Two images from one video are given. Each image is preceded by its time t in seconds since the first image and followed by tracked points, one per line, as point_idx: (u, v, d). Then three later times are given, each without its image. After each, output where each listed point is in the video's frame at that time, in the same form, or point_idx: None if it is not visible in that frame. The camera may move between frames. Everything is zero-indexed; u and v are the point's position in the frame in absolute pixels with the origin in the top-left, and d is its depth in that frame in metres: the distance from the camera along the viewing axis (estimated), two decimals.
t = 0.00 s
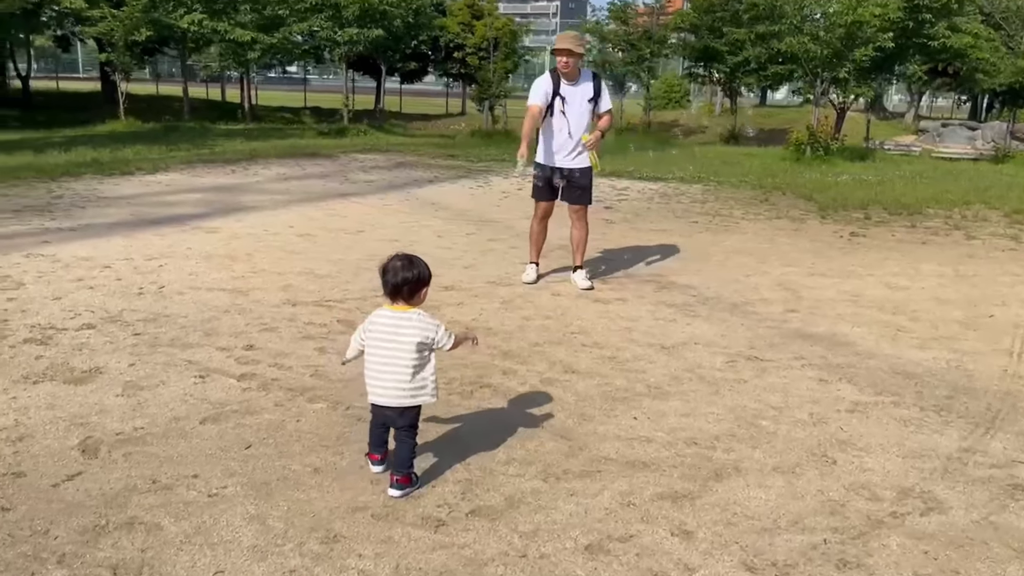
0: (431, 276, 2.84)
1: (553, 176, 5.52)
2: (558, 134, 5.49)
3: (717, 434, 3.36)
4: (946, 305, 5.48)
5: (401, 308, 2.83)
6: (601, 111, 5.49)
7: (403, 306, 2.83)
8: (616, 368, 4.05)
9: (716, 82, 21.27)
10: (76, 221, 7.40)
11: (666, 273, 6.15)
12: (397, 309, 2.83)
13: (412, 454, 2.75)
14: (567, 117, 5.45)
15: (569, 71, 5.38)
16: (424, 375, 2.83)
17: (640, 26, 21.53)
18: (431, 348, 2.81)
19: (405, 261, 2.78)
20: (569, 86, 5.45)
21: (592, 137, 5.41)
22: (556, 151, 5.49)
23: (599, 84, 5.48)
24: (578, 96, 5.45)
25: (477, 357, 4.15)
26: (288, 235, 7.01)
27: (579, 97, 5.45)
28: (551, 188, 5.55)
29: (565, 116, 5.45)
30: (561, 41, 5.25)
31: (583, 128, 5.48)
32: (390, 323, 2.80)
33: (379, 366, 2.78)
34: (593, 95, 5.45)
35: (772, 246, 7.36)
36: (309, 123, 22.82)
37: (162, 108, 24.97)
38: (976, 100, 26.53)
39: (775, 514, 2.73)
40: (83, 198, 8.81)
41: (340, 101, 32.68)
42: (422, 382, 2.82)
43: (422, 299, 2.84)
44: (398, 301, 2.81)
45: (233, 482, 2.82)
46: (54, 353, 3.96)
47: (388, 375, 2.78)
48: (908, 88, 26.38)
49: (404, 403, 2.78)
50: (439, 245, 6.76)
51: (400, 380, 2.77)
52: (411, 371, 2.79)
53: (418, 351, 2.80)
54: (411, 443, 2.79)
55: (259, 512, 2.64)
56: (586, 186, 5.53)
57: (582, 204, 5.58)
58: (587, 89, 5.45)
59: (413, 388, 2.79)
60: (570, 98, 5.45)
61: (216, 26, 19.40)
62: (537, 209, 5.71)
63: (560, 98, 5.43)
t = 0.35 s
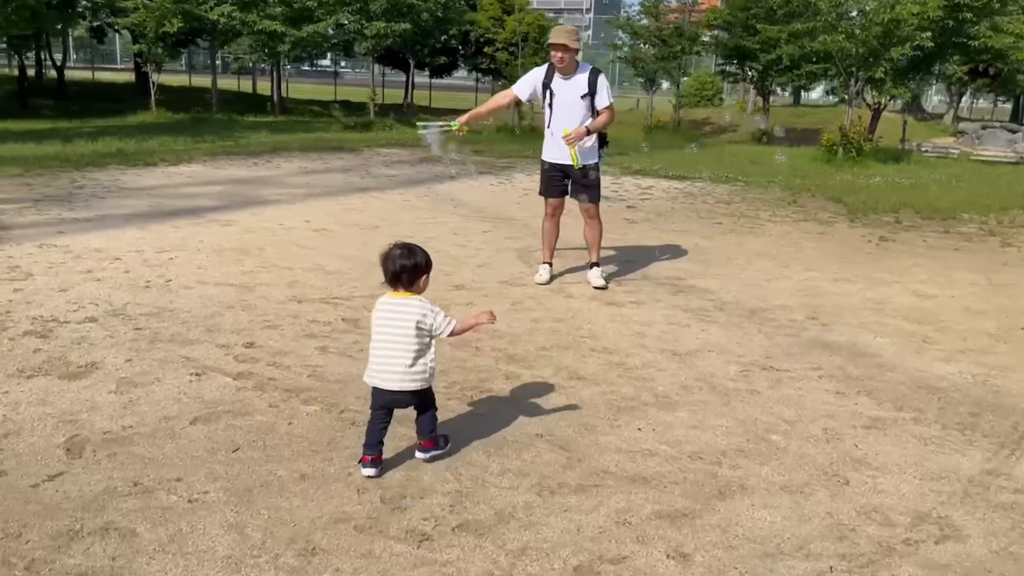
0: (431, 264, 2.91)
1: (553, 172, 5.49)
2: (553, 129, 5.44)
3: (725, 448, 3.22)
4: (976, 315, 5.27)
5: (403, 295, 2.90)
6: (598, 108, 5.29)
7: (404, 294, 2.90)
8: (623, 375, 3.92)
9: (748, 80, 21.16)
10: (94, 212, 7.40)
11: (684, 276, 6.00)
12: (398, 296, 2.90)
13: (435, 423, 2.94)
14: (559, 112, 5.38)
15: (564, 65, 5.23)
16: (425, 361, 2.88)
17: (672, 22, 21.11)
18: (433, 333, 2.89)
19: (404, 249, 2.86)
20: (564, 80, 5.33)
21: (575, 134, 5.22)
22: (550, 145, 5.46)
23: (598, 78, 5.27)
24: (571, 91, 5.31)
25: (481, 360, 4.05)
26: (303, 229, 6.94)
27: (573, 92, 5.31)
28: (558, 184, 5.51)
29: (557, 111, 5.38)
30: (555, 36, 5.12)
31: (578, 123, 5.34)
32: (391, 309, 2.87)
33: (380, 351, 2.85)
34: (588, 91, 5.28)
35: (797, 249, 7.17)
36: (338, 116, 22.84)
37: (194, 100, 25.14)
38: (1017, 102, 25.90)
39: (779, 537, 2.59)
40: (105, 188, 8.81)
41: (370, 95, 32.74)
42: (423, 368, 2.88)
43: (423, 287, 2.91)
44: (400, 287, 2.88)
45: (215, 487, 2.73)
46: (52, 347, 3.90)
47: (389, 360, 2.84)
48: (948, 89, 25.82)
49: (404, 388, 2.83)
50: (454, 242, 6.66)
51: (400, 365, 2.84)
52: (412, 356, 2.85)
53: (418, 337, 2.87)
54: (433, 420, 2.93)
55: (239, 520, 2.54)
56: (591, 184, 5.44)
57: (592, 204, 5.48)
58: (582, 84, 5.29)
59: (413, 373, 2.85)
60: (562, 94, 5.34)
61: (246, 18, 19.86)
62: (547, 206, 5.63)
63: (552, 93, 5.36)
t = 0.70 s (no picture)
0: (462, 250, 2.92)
1: (572, 169, 5.32)
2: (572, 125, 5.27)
3: (735, 458, 3.07)
4: (1004, 321, 5.07)
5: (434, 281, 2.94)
6: (620, 103, 5.12)
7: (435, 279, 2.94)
8: (634, 381, 3.78)
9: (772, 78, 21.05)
10: (106, 204, 7.34)
11: (700, 277, 5.84)
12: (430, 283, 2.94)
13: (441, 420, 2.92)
14: (579, 107, 5.22)
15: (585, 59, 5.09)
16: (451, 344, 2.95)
17: (695, 18, 20.66)
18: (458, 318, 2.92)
19: (433, 237, 2.89)
20: (585, 75, 5.18)
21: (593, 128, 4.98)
22: (570, 142, 5.30)
23: (619, 72, 5.12)
24: (592, 87, 5.16)
25: (486, 363, 3.92)
26: (314, 224, 6.84)
27: (594, 87, 5.15)
28: (577, 182, 5.35)
29: (578, 107, 5.22)
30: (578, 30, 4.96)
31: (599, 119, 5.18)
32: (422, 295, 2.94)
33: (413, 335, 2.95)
34: (610, 85, 5.12)
35: (819, 251, 6.98)
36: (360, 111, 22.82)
37: (217, 94, 25.22)
38: None
39: (789, 558, 2.45)
40: (119, 180, 8.77)
41: (393, 90, 32.73)
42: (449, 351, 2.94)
43: (456, 272, 2.94)
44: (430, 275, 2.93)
45: (199, 491, 2.62)
46: (48, 341, 3.81)
47: (418, 344, 2.95)
48: (977, 90, 25.37)
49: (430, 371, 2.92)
50: (466, 240, 6.54)
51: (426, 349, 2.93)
52: (438, 340, 2.93)
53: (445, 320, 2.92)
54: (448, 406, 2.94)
55: (221, 528, 2.43)
56: (611, 181, 5.29)
57: (613, 201, 5.36)
58: (603, 78, 5.14)
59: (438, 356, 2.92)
60: (583, 90, 5.18)
61: (268, 12, 20.30)
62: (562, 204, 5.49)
63: (573, 88, 5.21)
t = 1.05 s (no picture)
0: (486, 256, 2.94)
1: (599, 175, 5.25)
2: (606, 132, 5.19)
3: (729, 485, 2.88)
4: (1012, 331, 4.87)
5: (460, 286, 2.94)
6: (655, 108, 5.19)
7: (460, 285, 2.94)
8: (627, 398, 3.59)
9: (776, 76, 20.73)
10: (87, 205, 7.16)
11: (698, 283, 5.65)
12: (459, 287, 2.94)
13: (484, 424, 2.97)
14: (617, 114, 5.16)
15: (623, 65, 5.07)
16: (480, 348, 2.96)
17: (695, 15, 20.46)
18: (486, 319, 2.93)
19: (456, 243, 2.91)
20: (620, 81, 5.15)
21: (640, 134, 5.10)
22: (603, 149, 5.20)
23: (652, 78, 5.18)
24: (629, 93, 5.14)
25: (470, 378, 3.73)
26: (302, 227, 6.66)
27: (632, 93, 5.15)
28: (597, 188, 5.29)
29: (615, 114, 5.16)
30: (620, 34, 4.90)
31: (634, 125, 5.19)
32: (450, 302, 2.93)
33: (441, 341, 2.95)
34: (646, 90, 5.16)
35: (821, 255, 6.78)
36: (358, 109, 22.61)
37: (214, 91, 25.04)
38: None
39: None
40: (105, 180, 8.59)
41: (393, 87, 32.51)
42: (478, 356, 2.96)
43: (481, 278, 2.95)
44: (456, 281, 2.93)
45: (151, 526, 2.44)
46: (8, 356, 3.63)
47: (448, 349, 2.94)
48: (981, 88, 25.07)
49: (461, 376, 2.92)
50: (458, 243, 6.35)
51: (456, 354, 2.92)
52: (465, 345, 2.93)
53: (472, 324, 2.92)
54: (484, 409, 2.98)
55: (170, 569, 2.26)
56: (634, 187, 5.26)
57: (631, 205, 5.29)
58: (640, 84, 5.16)
59: (469, 361, 2.93)
60: (621, 96, 5.14)
61: (264, 9, 20.10)
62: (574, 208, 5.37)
63: (611, 95, 5.13)
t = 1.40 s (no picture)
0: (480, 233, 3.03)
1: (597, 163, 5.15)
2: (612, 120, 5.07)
3: (699, 492, 2.73)
4: (999, 331, 4.74)
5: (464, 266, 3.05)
6: (651, 94, 5.19)
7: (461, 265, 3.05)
8: (598, 398, 3.44)
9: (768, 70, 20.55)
10: (57, 193, 6.98)
11: (680, 278, 5.50)
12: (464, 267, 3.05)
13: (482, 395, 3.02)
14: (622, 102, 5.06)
15: (625, 52, 4.98)
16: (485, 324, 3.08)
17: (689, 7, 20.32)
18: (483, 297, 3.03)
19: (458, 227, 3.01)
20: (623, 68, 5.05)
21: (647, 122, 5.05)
22: (609, 137, 5.08)
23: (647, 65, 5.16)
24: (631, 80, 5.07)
25: (436, 375, 3.57)
26: (276, 217, 6.49)
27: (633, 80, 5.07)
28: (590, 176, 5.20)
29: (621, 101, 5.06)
30: (626, 22, 4.79)
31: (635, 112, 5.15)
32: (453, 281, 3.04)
33: (445, 318, 3.05)
34: (644, 78, 5.12)
35: (807, 251, 6.64)
36: (347, 98, 22.40)
37: (202, 79, 24.79)
38: None
39: None
40: (79, 167, 8.40)
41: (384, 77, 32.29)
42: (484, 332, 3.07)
43: (484, 257, 3.05)
44: (459, 262, 3.04)
45: (79, 534, 2.29)
46: None
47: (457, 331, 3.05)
48: (975, 84, 24.93)
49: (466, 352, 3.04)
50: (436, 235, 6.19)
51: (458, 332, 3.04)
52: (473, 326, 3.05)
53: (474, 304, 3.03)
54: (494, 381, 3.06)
55: None
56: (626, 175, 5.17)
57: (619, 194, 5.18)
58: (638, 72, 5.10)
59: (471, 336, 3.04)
60: (626, 84, 5.04)
61: None
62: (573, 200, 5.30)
63: (620, 84, 5.01)
